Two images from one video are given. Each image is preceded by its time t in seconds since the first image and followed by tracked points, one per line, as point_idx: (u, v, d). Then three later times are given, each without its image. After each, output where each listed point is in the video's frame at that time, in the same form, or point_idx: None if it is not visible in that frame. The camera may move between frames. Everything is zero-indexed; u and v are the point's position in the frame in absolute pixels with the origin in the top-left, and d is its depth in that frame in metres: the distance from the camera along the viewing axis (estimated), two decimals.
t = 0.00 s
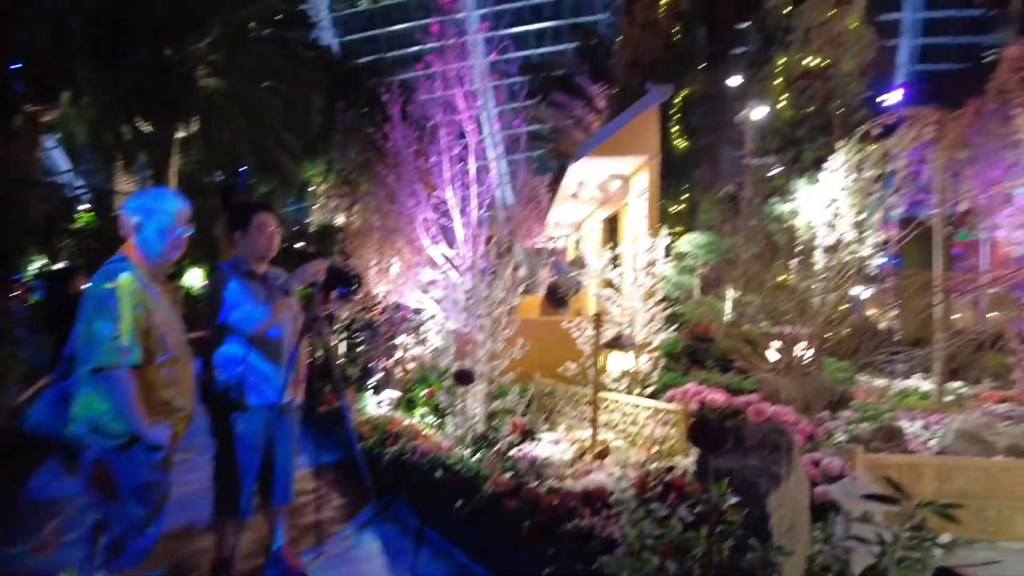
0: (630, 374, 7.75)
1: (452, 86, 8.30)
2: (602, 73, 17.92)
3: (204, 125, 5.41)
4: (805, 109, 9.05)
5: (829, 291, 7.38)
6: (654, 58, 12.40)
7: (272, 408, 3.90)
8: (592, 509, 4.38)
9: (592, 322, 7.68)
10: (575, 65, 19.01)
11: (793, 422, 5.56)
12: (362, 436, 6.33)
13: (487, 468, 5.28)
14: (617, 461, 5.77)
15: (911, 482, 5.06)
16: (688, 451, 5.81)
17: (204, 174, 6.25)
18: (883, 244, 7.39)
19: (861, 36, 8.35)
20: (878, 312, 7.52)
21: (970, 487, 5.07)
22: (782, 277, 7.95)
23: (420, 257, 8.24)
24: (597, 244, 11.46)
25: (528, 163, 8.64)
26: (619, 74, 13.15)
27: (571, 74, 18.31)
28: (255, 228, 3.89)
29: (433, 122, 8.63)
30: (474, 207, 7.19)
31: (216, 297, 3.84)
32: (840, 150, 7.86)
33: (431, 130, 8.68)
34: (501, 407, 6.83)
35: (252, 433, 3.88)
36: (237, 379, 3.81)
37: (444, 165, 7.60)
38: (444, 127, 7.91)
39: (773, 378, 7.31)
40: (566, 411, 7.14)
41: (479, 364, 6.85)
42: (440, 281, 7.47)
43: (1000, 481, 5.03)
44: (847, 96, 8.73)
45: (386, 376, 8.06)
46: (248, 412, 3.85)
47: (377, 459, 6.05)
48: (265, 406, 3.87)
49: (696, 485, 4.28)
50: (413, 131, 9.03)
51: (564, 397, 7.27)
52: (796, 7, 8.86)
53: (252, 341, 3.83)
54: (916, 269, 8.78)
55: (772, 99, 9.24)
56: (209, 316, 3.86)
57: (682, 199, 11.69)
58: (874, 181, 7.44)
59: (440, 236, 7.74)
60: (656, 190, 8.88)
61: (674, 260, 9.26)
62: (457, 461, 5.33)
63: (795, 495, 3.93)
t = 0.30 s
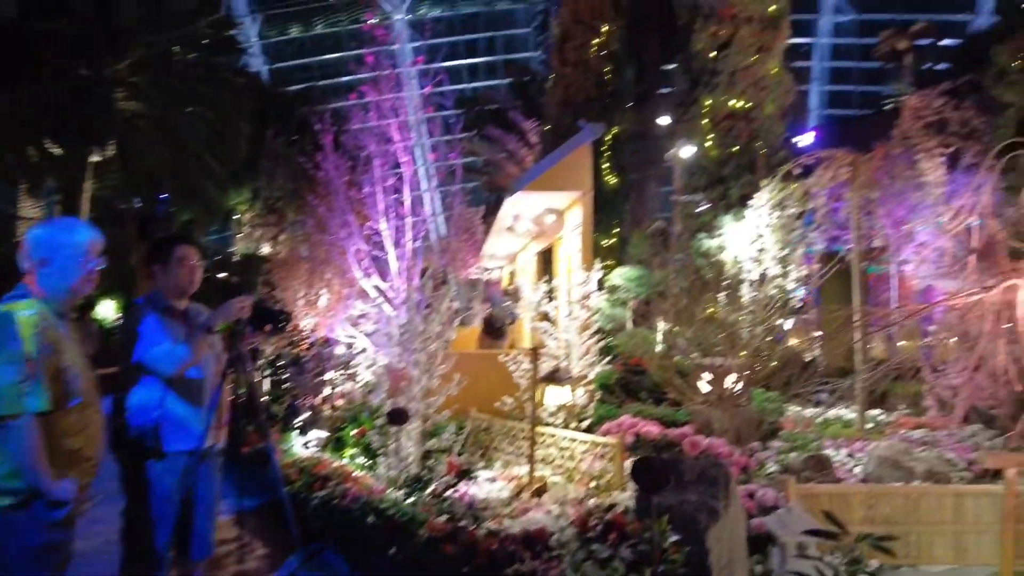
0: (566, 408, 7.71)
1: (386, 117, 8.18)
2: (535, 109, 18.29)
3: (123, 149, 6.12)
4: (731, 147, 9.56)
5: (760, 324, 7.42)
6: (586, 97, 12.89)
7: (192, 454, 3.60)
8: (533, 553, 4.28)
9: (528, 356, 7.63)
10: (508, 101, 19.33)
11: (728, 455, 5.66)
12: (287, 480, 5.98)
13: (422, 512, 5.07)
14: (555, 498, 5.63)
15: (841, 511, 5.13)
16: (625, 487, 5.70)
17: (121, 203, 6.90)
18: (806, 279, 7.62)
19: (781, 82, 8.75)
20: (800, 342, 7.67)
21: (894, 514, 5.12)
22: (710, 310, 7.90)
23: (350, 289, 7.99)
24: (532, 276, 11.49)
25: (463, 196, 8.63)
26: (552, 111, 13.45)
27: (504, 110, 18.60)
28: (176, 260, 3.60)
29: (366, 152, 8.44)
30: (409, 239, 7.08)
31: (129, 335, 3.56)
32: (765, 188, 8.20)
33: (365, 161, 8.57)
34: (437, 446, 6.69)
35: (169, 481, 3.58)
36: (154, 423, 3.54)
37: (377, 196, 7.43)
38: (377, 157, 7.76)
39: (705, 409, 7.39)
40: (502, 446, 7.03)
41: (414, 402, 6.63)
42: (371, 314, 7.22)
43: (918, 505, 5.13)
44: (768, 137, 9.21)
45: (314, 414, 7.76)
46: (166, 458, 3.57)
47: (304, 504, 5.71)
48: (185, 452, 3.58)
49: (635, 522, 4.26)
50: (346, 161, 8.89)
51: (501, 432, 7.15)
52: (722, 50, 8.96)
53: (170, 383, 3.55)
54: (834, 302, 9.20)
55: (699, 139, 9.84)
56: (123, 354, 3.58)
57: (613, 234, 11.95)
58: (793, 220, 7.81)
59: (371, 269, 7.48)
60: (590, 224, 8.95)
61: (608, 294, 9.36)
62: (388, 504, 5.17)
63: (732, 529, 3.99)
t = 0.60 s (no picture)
0: (514, 439, 7.56)
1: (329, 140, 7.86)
2: (482, 136, 18.34)
3: (47, 165, 5.55)
4: (674, 178, 9.45)
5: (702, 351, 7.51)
6: (532, 125, 13.02)
7: (112, 502, 3.29)
8: None
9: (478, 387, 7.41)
10: (454, 127, 19.33)
11: (676, 485, 5.77)
12: (218, 522, 5.50)
13: (364, 556, 4.81)
14: (503, 535, 5.42)
15: (788, 539, 5.06)
16: (574, 519, 5.62)
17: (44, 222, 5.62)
18: (749, 307, 7.73)
19: (722, 114, 9.26)
20: (743, 368, 7.54)
21: (840, 541, 5.10)
22: (656, 337, 7.99)
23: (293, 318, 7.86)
24: (479, 303, 11.35)
25: (409, 222, 8.51)
26: (499, 138, 13.48)
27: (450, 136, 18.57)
28: (98, 291, 3.35)
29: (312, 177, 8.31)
30: (355, 265, 6.97)
31: (42, 373, 3.26)
32: (708, 218, 8.36)
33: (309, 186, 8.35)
34: (380, 485, 6.43)
35: (85, 534, 3.24)
36: (68, 468, 3.22)
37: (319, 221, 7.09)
38: (320, 180, 7.41)
39: (653, 438, 7.35)
40: (448, 480, 6.80)
41: (356, 439, 6.31)
42: (312, 344, 6.95)
43: (863, 531, 5.13)
44: (711, 168, 9.39)
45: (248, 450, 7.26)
46: (78, 509, 3.22)
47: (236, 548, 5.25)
48: (103, 499, 3.28)
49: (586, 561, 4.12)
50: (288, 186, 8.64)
51: (447, 465, 6.95)
52: (665, 83, 9.37)
53: (87, 424, 3.26)
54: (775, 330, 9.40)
55: (644, 169, 9.72)
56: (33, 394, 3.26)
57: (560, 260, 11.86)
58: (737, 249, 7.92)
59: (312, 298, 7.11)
60: (538, 254, 8.84)
61: (555, 322, 9.42)
62: (328, 548, 4.88)
63: (684, 565, 3.93)
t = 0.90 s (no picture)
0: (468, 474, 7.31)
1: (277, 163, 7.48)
2: (435, 163, 18.26)
3: None
4: (627, 208, 9.43)
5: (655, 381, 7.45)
6: (487, 153, 13.00)
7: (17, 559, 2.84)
8: None
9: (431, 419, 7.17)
10: (408, 152, 19.22)
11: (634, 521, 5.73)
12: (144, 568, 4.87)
13: None
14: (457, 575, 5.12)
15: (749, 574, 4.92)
16: (530, 557, 5.41)
17: None
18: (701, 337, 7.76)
19: (674, 146, 9.39)
20: (695, 397, 7.56)
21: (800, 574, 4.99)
22: (611, 367, 7.92)
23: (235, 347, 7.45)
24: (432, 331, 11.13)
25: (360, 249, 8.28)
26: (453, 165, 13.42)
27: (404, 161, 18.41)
28: (13, 318, 2.80)
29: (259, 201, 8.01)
30: (300, 294, 6.57)
31: None
32: (661, 249, 8.41)
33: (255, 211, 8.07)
34: (326, 526, 6.14)
35: None
36: None
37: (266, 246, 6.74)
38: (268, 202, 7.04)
39: (610, 470, 7.22)
40: (397, 518, 6.50)
41: (299, 477, 5.98)
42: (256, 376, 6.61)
43: (822, 563, 5.01)
44: (663, 200, 9.46)
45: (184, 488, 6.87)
46: None
47: None
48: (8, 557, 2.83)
49: None
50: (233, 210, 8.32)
51: (396, 503, 6.64)
52: (619, 115, 9.43)
53: None
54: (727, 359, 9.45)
55: (598, 200, 9.63)
56: None
57: (514, 288, 11.75)
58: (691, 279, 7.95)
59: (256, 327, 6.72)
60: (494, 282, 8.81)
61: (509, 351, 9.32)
62: None
63: None
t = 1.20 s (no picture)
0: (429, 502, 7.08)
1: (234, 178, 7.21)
2: (397, 181, 18.10)
3: None
4: (591, 230, 9.40)
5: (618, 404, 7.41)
6: (451, 173, 12.95)
7: None
8: None
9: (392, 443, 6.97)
10: (370, 170, 19.03)
11: (599, 547, 5.67)
12: None
13: None
14: None
15: None
16: None
17: None
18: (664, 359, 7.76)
19: (637, 170, 9.45)
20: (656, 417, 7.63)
21: None
22: (576, 388, 7.76)
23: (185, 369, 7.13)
24: (392, 353, 10.94)
25: (320, 268, 8.07)
26: (415, 184, 13.30)
27: (365, 179, 18.21)
28: None
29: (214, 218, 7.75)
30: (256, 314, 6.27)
31: None
32: (625, 271, 8.43)
33: (210, 228, 7.80)
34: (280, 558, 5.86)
35: None
36: None
37: (221, 265, 6.47)
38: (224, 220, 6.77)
39: (574, 495, 7.18)
40: (354, 547, 6.22)
41: (252, 507, 5.70)
42: (207, 400, 6.32)
43: None
44: (627, 223, 9.49)
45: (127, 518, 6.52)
46: None
47: None
48: None
49: None
50: (187, 227, 8.04)
51: (354, 531, 6.30)
52: (583, 138, 9.46)
53: None
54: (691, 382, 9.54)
55: (562, 221, 9.60)
56: None
57: (477, 308, 11.71)
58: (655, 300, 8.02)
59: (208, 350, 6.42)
60: (457, 302, 8.68)
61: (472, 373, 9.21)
62: None
63: None
